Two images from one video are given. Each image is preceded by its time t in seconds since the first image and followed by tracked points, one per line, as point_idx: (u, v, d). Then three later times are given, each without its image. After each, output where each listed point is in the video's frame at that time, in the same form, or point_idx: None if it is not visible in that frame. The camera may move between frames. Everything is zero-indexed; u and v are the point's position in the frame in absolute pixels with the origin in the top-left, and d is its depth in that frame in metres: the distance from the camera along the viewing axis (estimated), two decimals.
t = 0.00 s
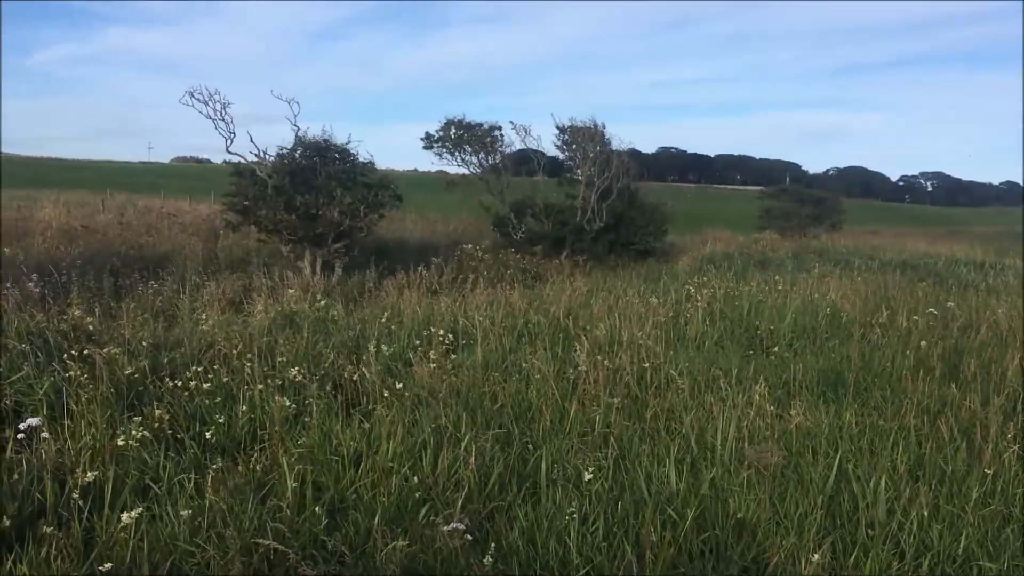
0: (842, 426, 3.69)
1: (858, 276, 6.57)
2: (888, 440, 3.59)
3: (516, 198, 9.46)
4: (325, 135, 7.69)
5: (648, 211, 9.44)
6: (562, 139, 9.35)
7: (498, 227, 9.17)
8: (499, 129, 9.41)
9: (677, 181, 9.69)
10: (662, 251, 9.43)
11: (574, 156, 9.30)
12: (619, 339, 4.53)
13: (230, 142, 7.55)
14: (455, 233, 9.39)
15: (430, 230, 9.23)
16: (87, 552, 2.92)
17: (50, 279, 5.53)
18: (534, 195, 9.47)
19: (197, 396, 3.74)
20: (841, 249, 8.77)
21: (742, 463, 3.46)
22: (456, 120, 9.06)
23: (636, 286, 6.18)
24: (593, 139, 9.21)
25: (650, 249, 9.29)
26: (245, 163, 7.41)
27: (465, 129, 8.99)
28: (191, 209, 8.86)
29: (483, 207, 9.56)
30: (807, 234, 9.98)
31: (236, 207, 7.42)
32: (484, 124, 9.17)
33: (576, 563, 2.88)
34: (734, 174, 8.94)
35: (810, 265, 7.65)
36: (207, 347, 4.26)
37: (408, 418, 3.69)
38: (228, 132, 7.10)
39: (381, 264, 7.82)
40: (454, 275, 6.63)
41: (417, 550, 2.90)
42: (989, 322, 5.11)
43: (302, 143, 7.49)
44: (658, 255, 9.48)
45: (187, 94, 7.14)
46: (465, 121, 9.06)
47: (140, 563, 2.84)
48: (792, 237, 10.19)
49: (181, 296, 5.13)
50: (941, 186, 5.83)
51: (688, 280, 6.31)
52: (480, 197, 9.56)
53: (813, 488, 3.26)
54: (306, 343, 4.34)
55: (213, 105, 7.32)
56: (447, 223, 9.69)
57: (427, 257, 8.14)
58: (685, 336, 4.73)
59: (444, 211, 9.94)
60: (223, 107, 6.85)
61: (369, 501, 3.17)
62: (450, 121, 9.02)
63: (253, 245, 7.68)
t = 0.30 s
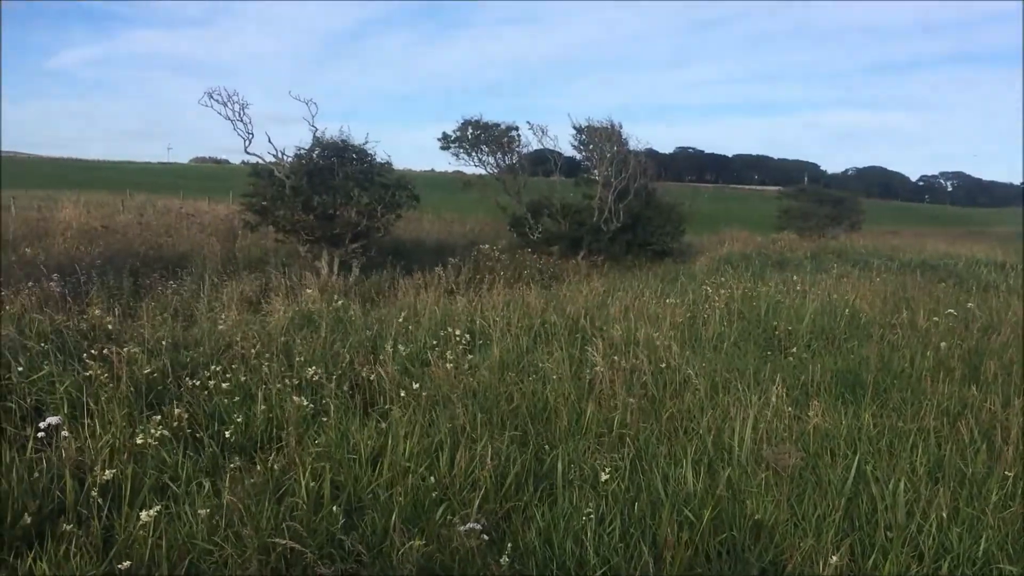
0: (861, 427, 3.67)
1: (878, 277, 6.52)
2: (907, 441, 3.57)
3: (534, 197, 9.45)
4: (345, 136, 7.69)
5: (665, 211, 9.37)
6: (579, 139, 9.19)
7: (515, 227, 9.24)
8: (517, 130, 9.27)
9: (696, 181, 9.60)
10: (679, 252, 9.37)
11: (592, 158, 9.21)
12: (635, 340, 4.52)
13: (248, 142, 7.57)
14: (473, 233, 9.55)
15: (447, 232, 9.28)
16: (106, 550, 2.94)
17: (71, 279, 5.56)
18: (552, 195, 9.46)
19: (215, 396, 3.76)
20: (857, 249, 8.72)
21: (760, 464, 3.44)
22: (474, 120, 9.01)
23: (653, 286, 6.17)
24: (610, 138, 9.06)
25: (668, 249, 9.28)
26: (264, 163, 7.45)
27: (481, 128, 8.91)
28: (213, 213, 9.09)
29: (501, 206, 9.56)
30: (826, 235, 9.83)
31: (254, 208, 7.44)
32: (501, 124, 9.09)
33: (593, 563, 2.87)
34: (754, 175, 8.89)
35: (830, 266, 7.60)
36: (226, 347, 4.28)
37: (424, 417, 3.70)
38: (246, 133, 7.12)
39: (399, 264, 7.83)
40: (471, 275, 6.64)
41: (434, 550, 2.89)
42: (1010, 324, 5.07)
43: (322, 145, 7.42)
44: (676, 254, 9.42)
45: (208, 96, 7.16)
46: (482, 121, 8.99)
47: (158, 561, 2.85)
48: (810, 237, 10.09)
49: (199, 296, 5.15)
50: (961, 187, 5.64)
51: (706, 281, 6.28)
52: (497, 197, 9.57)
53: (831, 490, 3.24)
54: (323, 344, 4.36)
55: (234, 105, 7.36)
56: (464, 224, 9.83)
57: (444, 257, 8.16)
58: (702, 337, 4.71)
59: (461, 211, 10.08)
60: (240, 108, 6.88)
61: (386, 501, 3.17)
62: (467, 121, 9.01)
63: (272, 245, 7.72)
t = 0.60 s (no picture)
0: (881, 429, 3.65)
1: (898, 278, 6.47)
2: (927, 443, 3.55)
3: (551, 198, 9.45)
4: (364, 137, 7.70)
5: (683, 211, 9.28)
6: (596, 140, 9.31)
7: (533, 228, 9.25)
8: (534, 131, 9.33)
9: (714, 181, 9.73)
10: (697, 253, 9.28)
11: (609, 158, 9.26)
12: (653, 340, 4.52)
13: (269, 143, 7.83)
14: (492, 234, 9.60)
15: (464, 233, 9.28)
16: (126, 547, 2.96)
17: (92, 279, 5.61)
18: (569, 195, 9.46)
19: (234, 395, 3.78)
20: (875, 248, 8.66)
21: (778, 465, 3.43)
22: (491, 120, 9.06)
23: (671, 286, 6.15)
24: (627, 139, 9.10)
25: (685, 250, 9.19)
26: (282, 164, 7.51)
27: (499, 130, 8.99)
28: (231, 214, 9.13)
29: (518, 207, 9.56)
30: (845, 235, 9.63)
31: (273, 208, 7.48)
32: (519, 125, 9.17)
33: (610, 564, 2.87)
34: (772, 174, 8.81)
35: (850, 266, 7.55)
36: (245, 346, 4.31)
37: (441, 418, 3.71)
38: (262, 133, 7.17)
39: (416, 264, 7.84)
40: (489, 276, 6.65)
41: (451, 550, 2.90)
42: None
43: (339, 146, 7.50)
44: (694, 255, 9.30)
45: (227, 99, 7.51)
46: (499, 121, 9.06)
47: (178, 559, 2.87)
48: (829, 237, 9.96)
49: (218, 296, 5.18)
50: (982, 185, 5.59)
51: (724, 282, 6.26)
52: (514, 198, 9.59)
53: (849, 492, 3.22)
54: (341, 343, 4.38)
55: (251, 106, 7.66)
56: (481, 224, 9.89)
57: (461, 257, 8.17)
58: (720, 337, 4.70)
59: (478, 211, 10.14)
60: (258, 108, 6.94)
61: (403, 501, 3.18)
62: (483, 121, 9.04)
63: (291, 245, 7.76)
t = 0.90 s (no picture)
0: (899, 430, 3.63)
1: (916, 278, 6.44)
2: (946, 445, 3.53)
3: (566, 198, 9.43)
4: (381, 138, 7.70)
5: (699, 212, 9.25)
6: (613, 139, 9.28)
7: (549, 228, 9.24)
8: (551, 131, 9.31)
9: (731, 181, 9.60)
10: (714, 253, 9.25)
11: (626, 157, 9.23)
12: (669, 341, 4.51)
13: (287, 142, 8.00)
14: (508, 234, 9.63)
15: (481, 234, 9.29)
16: (143, 545, 2.97)
17: (111, 279, 5.65)
18: (585, 195, 9.45)
19: (251, 394, 3.80)
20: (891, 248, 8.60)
21: (795, 466, 3.42)
22: (507, 120, 9.07)
23: (688, 287, 6.14)
24: (645, 139, 9.08)
25: (702, 250, 9.14)
26: (299, 164, 7.55)
27: (515, 130, 8.99)
28: (247, 215, 9.17)
29: (534, 207, 9.56)
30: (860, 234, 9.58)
31: (290, 208, 7.51)
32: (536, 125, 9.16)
33: (626, 564, 2.86)
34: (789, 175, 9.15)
35: (868, 266, 7.50)
36: (261, 346, 4.33)
37: (457, 418, 3.72)
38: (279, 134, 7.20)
39: (432, 264, 7.85)
40: (506, 276, 6.66)
41: (467, 549, 2.90)
42: None
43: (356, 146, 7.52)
44: (710, 254, 9.28)
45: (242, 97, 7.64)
46: (516, 121, 9.05)
47: (195, 557, 2.87)
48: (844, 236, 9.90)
49: (236, 296, 5.20)
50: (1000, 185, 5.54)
51: (740, 282, 6.25)
52: (530, 198, 9.59)
53: (867, 493, 3.21)
54: (357, 343, 4.39)
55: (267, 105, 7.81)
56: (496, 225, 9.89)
57: (477, 257, 8.18)
58: (737, 338, 4.68)
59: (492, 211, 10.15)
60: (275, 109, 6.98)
61: (419, 500, 3.18)
62: (498, 122, 9.04)
63: (308, 245, 7.78)
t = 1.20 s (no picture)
0: (914, 431, 3.61)
1: (931, 279, 6.42)
2: (962, 446, 3.51)
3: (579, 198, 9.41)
4: (395, 137, 7.70)
5: (713, 211, 9.22)
6: (626, 139, 9.26)
7: (562, 228, 9.25)
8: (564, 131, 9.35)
9: (744, 182, 9.59)
10: (727, 253, 9.23)
11: (640, 157, 9.19)
12: (683, 341, 4.50)
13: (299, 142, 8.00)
14: (521, 234, 9.64)
15: (494, 234, 9.28)
16: (158, 544, 2.98)
17: (126, 279, 5.68)
18: (599, 195, 9.43)
19: (265, 394, 3.82)
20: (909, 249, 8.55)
21: (809, 467, 3.40)
22: (521, 120, 9.09)
23: (702, 287, 6.12)
24: (658, 139, 9.05)
25: (715, 250, 9.11)
26: (313, 164, 7.57)
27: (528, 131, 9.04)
28: (261, 215, 9.20)
29: (548, 207, 9.57)
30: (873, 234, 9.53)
31: (303, 208, 7.53)
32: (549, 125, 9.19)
33: (639, 565, 2.86)
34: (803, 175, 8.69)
35: (884, 266, 7.46)
36: (275, 346, 4.35)
37: (470, 418, 3.72)
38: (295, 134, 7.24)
39: (446, 264, 7.86)
40: (519, 276, 6.67)
41: (480, 549, 2.90)
42: None
43: (370, 146, 7.53)
44: (724, 255, 9.23)
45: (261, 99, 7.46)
46: (529, 122, 9.10)
47: (209, 556, 2.88)
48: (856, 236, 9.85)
49: (250, 296, 5.22)
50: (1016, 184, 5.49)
51: (754, 282, 6.23)
52: (543, 198, 9.60)
53: (881, 495, 3.19)
54: (370, 343, 4.40)
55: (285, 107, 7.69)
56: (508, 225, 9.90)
57: (491, 257, 8.19)
58: (750, 339, 4.67)
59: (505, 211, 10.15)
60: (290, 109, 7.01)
61: (431, 500, 3.19)
62: (511, 122, 9.05)
63: (322, 245, 7.81)
